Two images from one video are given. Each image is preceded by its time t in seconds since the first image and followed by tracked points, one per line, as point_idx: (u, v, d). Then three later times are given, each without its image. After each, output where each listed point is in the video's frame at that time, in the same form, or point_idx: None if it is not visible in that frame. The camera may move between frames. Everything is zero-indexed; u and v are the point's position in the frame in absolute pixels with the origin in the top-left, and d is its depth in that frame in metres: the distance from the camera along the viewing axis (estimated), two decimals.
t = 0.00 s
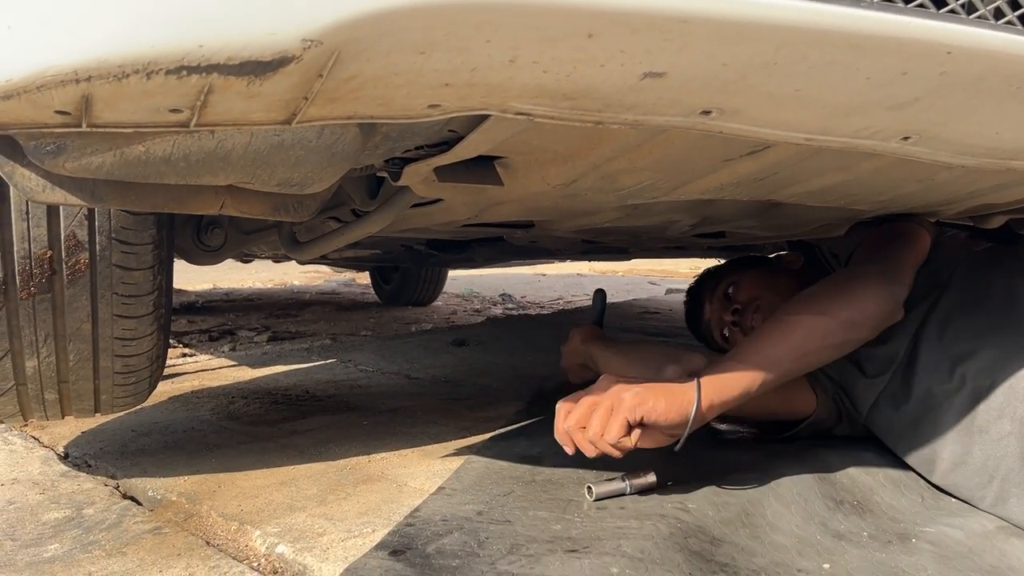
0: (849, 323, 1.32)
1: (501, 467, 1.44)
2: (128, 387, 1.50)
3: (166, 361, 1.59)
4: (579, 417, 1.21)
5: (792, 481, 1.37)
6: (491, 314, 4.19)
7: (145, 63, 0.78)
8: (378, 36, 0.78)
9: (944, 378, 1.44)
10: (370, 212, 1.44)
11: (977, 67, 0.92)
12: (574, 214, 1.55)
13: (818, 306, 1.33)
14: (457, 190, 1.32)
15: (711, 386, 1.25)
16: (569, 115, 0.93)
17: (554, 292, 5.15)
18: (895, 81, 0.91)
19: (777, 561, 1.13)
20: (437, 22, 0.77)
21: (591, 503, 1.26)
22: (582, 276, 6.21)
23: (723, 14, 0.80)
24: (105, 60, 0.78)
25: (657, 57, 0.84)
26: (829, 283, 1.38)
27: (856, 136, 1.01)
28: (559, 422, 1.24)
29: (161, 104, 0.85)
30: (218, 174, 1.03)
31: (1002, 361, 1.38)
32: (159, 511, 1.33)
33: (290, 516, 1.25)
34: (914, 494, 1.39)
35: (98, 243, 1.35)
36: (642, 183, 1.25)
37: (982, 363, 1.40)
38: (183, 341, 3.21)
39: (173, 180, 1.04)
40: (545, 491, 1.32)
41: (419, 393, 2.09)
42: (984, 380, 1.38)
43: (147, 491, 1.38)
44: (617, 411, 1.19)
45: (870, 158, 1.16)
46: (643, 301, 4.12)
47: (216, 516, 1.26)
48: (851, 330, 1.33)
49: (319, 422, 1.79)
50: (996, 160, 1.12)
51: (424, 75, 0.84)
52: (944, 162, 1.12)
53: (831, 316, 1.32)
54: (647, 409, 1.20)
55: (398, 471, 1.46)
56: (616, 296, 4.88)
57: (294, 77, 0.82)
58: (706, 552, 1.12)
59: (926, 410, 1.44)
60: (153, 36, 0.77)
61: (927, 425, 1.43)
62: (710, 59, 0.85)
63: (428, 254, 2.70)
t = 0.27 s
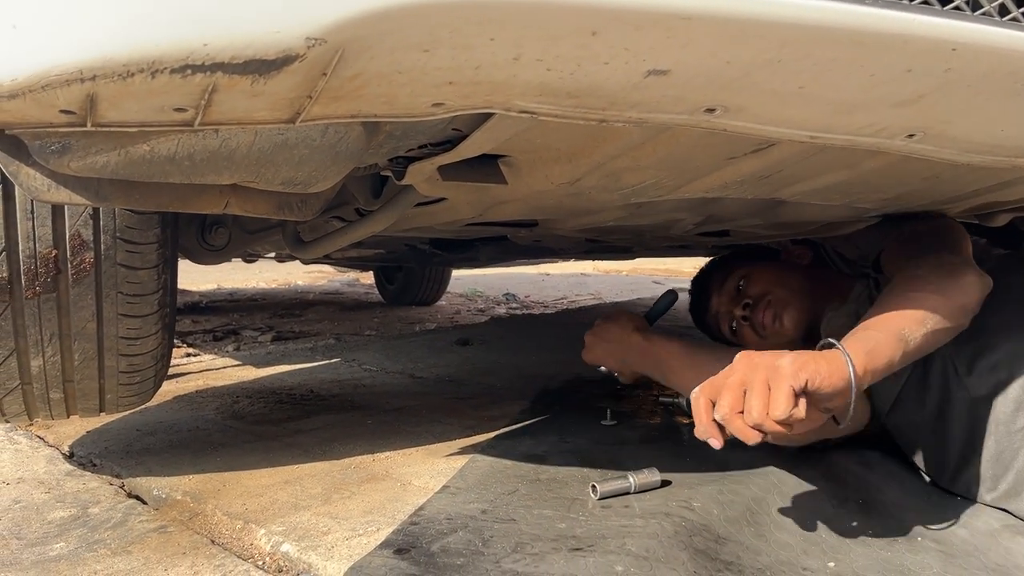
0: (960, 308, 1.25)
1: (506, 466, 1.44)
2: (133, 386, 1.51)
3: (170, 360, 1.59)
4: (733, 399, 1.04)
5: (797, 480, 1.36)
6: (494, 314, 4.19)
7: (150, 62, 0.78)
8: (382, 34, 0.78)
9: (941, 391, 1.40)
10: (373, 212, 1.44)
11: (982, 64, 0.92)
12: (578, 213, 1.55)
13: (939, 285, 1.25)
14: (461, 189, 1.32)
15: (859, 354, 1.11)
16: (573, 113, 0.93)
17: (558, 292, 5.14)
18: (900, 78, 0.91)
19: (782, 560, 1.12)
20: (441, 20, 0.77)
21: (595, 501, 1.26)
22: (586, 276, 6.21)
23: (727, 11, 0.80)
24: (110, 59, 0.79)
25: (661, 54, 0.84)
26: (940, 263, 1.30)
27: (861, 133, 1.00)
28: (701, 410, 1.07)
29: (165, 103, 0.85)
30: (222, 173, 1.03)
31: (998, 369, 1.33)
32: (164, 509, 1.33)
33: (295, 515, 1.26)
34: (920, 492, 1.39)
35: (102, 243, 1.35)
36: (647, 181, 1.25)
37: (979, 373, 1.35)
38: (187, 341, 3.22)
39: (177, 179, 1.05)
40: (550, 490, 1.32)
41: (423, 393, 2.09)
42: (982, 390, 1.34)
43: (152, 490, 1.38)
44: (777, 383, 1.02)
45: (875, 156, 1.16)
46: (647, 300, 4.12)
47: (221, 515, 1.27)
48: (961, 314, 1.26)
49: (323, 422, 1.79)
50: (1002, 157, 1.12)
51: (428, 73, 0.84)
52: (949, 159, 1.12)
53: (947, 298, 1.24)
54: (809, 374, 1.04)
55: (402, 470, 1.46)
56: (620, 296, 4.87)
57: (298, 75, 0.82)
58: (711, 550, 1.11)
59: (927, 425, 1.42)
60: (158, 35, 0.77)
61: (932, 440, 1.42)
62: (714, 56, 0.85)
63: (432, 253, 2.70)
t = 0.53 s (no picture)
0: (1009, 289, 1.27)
1: (508, 465, 1.44)
2: (136, 385, 1.51)
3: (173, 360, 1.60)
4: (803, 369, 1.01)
5: (799, 479, 1.36)
6: (497, 313, 4.19)
7: (152, 61, 0.79)
8: (383, 33, 0.78)
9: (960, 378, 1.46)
10: (376, 211, 1.44)
11: (984, 62, 0.92)
12: (580, 212, 1.55)
13: (989, 266, 1.27)
14: (463, 188, 1.32)
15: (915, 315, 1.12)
16: (575, 112, 0.93)
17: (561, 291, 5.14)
18: (902, 76, 0.91)
19: (785, 559, 1.12)
20: (443, 19, 0.77)
21: (598, 501, 1.26)
22: (590, 276, 6.21)
23: (728, 9, 0.80)
24: (112, 58, 0.79)
25: (662, 53, 0.84)
26: (990, 249, 1.32)
27: (862, 131, 1.00)
28: (773, 383, 1.02)
29: (167, 102, 0.85)
30: (224, 172, 1.03)
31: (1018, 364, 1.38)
32: (167, 509, 1.33)
33: (298, 514, 1.26)
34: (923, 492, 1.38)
35: (105, 242, 1.36)
36: (648, 180, 1.25)
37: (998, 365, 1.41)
38: (191, 340, 3.23)
39: (180, 179, 1.05)
40: (552, 489, 1.32)
41: (426, 392, 2.09)
42: (1000, 384, 1.40)
43: (155, 489, 1.38)
44: (846, 342, 0.99)
45: (878, 154, 1.15)
46: (650, 300, 4.12)
47: (224, 514, 1.27)
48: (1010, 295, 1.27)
49: (325, 421, 1.79)
50: (1005, 155, 1.12)
51: (429, 72, 0.84)
52: (952, 158, 1.11)
53: (997, 277, 1.26)
54: (875, 332, 1.02)
55: (405, 470, 1.46)
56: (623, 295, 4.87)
57: (300, 74, 0.82)
58: (713, 549, 1.11)
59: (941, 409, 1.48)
60: (160, 34, 0.77)
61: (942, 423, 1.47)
62: (715, 54, 0.84)
63: (434, 253, 2.70)
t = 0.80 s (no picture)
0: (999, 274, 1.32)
1: (513, 464, 1.45)
2: (144, 384, 1.53)
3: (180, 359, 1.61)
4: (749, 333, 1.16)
5: (802, 478, 1.37)
6: (502, 313, 4.19)
7: (162, 63, 0.80)
8: (390, 35, 0.79)
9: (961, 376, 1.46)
10: (381, 211, 1.45)
11: (987, 62, 0.92)
12: (584, 212, 1.56)
13: (982, 255, 1.33)
14: (468, 188, 1.33)
15: (872, 298, 1.22)
16: (579, 112, 0.94)
17: (566, 291, 5.15)
18: (903, 76, 0.91)
19: (788, 556, 1.13)
20: (449, 22, 0.78)
21: (602, 498, 1.27)
22: (594, 276, 6.21)
23: (731, 10, 0.81)
24: (123, 60, 0.80)
25: (666, 54, 0.85)
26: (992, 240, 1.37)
27: (865, 131, 1.01)
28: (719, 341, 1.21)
29: (176, 104, 0.86)
30: (232, 172, 1.05)
31: (1020, 363, 1.38)
32: (175, 506, 1.34)
33: (305, 511, 1.27)
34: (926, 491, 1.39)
35: (114, 243, 1.37)
36: (652, 180, 1.26)
37: (999, 364, 1.41)
38: (197, 340, 3.24)
39: (188, 179, 1.06)
40: (556, 487, 1.32)
41: (431, 392, 2.10)
42: (1001, 382, 1.40)
43: (163, 488, 1.40)
44: (785, 310, 1.12)
45: (880, 153, 1.16)
46: (655, 300, 4.12)
47: (231, 511, 1.28)
48: (1002, 281, 1.32)
49: (331, 420, 1.80)
50: (1008, 155, 1.12)
51: (434, 73, 0.85)
52: (955, 157, 1.12)
53: (986, 265, 1.32)
54: (815, 305, 1.14)
55: (410, 468, 1.47)
56: (628, 295, 4.87)
57: (308, 75, 0.83)
58: (717, 547, 1.12)
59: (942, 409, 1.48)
60: (171, 37, 0.79)
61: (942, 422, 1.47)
62: (718, 55, 0.85)
63: (439, 253, 2.71)
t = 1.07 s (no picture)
0: (970, 258, 1.41)
1: (516, 466, 1.44)
2: (147, 388, 1.53)
3: (183, 362, 1.61)
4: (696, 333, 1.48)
5: (806, 480, 1.36)
6: (504, 314, 4.19)
7: (166, 68, 0.80)
8: (394, 40, 0.79)
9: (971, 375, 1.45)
10: (384, 214, 1.45)
11: (992, 65, 0.92)
12: (587, 214, 1.56)
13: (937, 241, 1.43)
14: (471, 191, 1.33)
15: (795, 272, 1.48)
16: (583, 115, 0.94)
17: (568, 292, 5.15)
18: (908, 79, 0.91)
19: (793, 559, 1.12)
20: (452, 27, 0.78)
21: (606, 501, 1.27)
22: (596, 276, 6.21)
23: (735, 14, 0.80)
24: (126, 66, 0.80)
25: (670, 58, 0.85)
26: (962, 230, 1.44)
27: (869, 133, 1.01)
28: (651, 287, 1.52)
29: (179, 108, 0.86)
30: (236, 177, 1.05)
31: None
32: (179, 510, 1.34)
33: (309, 515, 1.27)
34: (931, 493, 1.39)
35: (117, 246, 1.37)
36: (655, 183, 1.25)
37: (1010, 364, 1.41)
38: (200, 342, 3.24)
39: (191, 184, 1.06)
40: (560, 490, 1.32)
41: (434, 394, 2.10)
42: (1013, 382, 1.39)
43: (167, 491, 1.40)
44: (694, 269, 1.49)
45: (884, 156, 1.16)
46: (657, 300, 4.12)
47: (235, 515, 1.28)
48: (974, 264, 1.41)
49: (334, 423, 1.80)
50: (1012, 157, 1.12)
51: (438, 77, 0.85)
52: (959, 159, 1.12)
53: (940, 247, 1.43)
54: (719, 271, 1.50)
55: (414, 471, 1.47)
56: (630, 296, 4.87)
57: (311, 80, 0.83)
58: (721, 550, 1.12)
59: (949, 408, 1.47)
60: (175, 42, 0.78)
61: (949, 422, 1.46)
62: (722, 58, 0.85)
63: (441, 254, 2.71)
